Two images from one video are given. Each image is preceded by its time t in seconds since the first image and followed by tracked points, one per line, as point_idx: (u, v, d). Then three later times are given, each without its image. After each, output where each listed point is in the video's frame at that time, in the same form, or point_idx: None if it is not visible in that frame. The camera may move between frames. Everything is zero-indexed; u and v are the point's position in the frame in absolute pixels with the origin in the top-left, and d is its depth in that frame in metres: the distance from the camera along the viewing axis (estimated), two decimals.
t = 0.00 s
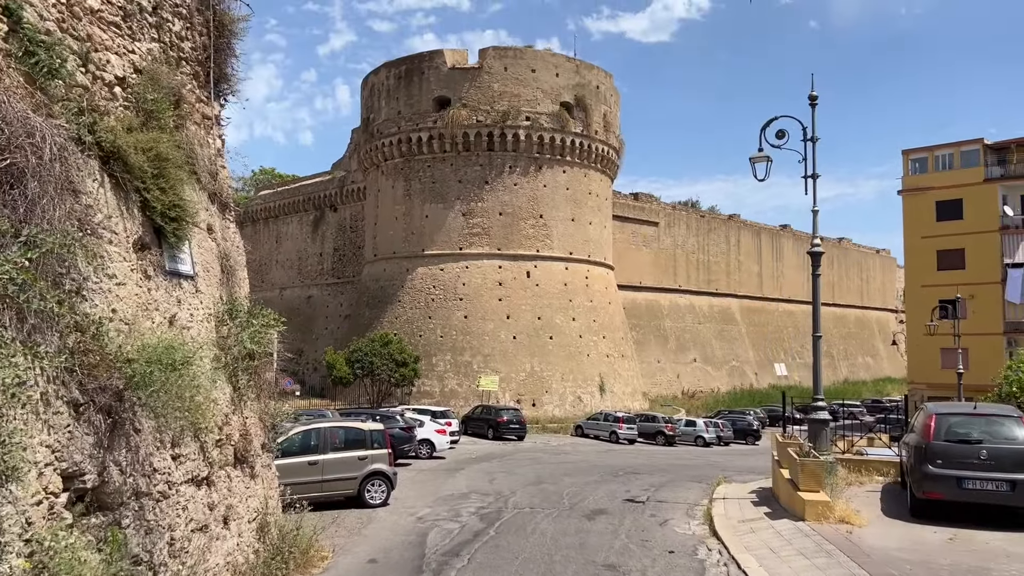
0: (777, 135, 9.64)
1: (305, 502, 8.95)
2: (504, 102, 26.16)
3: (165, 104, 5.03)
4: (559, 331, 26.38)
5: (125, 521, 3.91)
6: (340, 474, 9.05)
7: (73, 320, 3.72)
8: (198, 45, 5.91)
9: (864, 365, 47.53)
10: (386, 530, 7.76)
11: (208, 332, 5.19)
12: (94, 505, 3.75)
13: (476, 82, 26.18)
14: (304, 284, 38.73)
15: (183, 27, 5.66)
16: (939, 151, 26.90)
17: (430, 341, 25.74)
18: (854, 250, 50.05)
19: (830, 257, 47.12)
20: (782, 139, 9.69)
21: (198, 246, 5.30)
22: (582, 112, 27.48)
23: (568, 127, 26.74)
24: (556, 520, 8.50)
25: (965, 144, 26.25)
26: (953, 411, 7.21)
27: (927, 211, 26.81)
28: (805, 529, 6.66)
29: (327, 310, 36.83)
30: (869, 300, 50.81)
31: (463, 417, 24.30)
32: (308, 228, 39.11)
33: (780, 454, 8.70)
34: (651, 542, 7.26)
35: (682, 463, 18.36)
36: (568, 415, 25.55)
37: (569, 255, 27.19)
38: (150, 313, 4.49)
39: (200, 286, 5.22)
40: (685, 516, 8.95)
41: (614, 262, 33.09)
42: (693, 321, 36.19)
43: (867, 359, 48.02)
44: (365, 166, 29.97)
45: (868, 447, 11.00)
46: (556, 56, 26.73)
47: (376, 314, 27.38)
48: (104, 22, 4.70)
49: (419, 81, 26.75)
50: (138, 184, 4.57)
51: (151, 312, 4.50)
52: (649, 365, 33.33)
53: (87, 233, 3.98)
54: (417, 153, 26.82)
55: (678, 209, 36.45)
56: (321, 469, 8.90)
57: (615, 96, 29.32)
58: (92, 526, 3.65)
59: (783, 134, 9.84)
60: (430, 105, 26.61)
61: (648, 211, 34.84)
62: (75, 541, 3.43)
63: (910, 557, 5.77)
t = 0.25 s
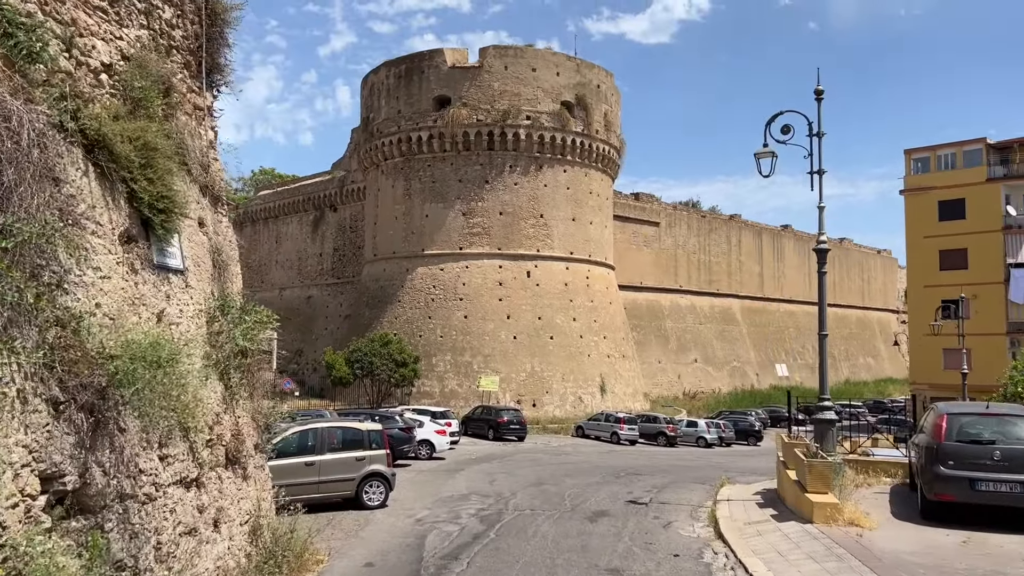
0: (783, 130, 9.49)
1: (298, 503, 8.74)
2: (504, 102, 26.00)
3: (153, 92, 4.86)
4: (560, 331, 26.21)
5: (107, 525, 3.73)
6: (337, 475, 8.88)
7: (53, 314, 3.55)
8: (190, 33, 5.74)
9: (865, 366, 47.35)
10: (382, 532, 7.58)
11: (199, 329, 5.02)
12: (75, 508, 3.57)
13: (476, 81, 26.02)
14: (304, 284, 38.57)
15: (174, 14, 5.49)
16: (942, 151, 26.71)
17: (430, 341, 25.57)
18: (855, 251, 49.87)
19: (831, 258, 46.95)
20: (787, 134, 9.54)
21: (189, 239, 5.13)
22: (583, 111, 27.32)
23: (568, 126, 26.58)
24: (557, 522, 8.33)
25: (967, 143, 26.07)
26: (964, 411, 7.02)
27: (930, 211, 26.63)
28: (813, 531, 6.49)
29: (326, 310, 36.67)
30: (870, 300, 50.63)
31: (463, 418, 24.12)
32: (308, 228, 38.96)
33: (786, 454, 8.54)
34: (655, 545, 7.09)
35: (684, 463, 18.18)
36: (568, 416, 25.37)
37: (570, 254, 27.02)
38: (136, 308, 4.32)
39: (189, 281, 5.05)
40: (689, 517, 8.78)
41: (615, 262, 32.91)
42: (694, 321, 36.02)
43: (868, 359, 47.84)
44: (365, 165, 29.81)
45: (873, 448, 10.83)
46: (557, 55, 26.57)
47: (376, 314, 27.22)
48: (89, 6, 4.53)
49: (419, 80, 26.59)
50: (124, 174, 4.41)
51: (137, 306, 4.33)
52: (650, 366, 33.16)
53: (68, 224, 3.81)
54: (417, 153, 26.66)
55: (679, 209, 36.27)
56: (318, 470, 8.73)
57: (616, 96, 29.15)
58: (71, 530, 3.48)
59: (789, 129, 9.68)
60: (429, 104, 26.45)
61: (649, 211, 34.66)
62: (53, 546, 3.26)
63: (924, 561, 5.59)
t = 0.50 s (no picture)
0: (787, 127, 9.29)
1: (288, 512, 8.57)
2: (503, 102, 25.81)
3: (134, 85, 4.66)
4: (559, 332, 26.00)
5: (79, 540, 3.52)
6: (331, 481, 8.67)
7: (20, 317, 3.35)
8: (176, 25, 5.53)
9: (866, 368, 47.15)
10: (377, 541, 7.36)
11: (182, 332, 4.81)
12: (43, 523, 3.37)
13: (475, 81, 25.83)
14: (303, 285, 38.36)
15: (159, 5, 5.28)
16: (944, 152, 26.49)
17: (428, 343, 25.35)
18: (856, 252, 49.67)
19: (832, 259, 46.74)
20: (792, 132, 9.34)
21: (172, 238, 4.93)
22: (583, 112, 27.14)
23: (568, 127, 26.38)
24: (557, 530, 8.12)
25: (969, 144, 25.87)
26: (976, 415, 6.80)
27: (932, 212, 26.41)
28: (821, 540, 6.27)
29: (325, 312, 36.46)
30: (871, 302, 50.43)
31: (462, 420, 23.91)
32: (306, 229, 38.77)
33: (791, 460, 8.32)
34: (658, 554, 6.88)
35: (685, 467, 17.96)
36: (568, 418, 25.15)
37: (570, 256, 26.82)
38: (113, 310, 4.11)
39: (172, 282, 4.83)
40: (691, 525, 8.57)
41: (615, 263, 32.72)
42: (695, 323, 35.81)
43: (869, 361, 47.63)
44: (363, 166, 29.61)
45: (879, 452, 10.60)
46: (556, 55, 26.39)
47: (375, 316, 27.00)
48: None
49: (418, 80, 26.40)
50: (101, 169, 4.20)
51: (114, 307, 4.12)
52: (650, 368, 32.94)
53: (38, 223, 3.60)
54: (416, 153, 26.47)
55: (679, 210, 36.07)
56: (311, 476, 8.53)
57: (616, 96, 28.95)
58: (38, 546, 3.27)
59: (793, 127, 9.48)
60: (428, 105, 26.27)
61: (649, 212, 34.45)
62: (17, 565, 3.05)
63: (938, 572, 5.37)
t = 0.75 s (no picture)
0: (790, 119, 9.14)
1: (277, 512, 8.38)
2: (502, 101, 25.67)
3: (115, 67, 4.49)
4: (559, 332, 25.83)
5: (49, 541, 3.36)
6: (324, 480, 8.49)
7: None
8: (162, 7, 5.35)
9: (866, 368, 47.00)
10: (371, 541, 7.20)
11: (166, 325, 4.64)
12: (9, 522, 3.20)
13: (474, 80, 25.69)
14: (301, 285, 38.20)
15: None
16: (944, 151, 26.34)
17: (427, 343, 25.18)
18: (856, 252, 49.50)
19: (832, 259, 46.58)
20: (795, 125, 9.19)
21: (156, 227, 4.76)
22: (582, 111, 27.00)
23: (567, 126, 26.21)
24: (556, 530, 7.95)
25: (970, 142, 25.75)
26: (984, 413, 6.63)
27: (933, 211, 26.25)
28: (827, 541, 6.09)
29: (323, 312, 36.29)
30: (871, 302, 50.28)
31: (461, 420, 23.73)
32: (305, 229, 38.61)
33: (795, 459, 8.13)
34: (658, 555, 6.71)
35: (685, 467, 17.78)
36: (567, 418, 24.96)
37: (569, 255, 26.65)
38: (89, 298, 3.93)
39: (155, 271, 4.66)
40: (693, 524, 8.39)
41: (615, 263, 32.56)
42: (694, 323, 35.65)
43: (869, 362, 47.47)
44: (362, 165, 29.45)
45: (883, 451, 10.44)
46: (556, 54, 26.26)
47: (373, 315, 26.82)
48: None
49: (417, 79, 26.23)
50: (78, 153, 4.04)
51: (89, 296, 3.94)
52: (650, 368, 32.77)
53: (6, 207, 3.43)
54: (414, 152, 26.32)
55: (679, 210, 35.91)
56: (305, 475, 8.35)
57: (615, 95, 28.79)
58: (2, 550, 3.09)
59: (796, 120, 9.33)
60: (427, 103, 26.13)
61: (648, 212, 34.28)
62: None
63: (948, 573, 5.20)
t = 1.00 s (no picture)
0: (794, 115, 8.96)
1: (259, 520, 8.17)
2: (500, 100, 25.48)
3: (91, 53, 4.29)
4: (557, 333, 25.62)
5: (12, 554, 3.14)
6: (317, 484, 8.29)
7: None
8: None
9: (866, 369, 46.84)
10: (363, 548, 7.00)
11: (144, 324, 4.43)
12: None
13: (472, 79, 25.49)
14: (298, 286, 37.98)
15: None
16: (944, 151, 26.10)
17: (425, 344, 24.95)
18: (856, 253, 49.33)
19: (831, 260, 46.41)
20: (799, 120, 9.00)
21: (135, 222, 4.55)
22: (581, 110, 26.81)
23: (566, 125, 26.01)
24: (554, 536, 7.73)
25: (971, 143, 25.49)
26: (996, 415, 6.43)
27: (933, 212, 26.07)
28: (835, 548, 5.89)
29: (320, 313, 36.07)
30: (871, 303, 50.11)
31: (458, 422, 23.52)
32: (302, 229, 38.38)
33: (799, 462, 7.94)
34: (660, 562, 6.51)
35: (685, 469, 17.58)
36: (566, 420, 24.75)
37: (567, 255, 26.45)
38: (58, 295, 3.72)
39: (133, 267, 4.45)
40: (695, 529, 8.19)
41: (614, 264, 32.35)
42: (694, 324, 35.45)
43: (869, 363, 47.31)
44: (359, 165, 29.22)
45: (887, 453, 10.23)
46: (554, 53, 26.07)
47: (370, 316, 26.60)
48: None
49: (414, 78, 26.04)
50: (50, 143, 3.84)
51: (59, 293, 3.73)
52: (649, 369, 32.56)
53: None
54: (412, 152, 26.12)
55: (678, 210, 35.71)
56: (296, 479, 8.16)
57: (614, 95, 28.61)
58: None
59: (799, 115, 9.13)
60: (425, 103, 25.93)
61: (647, 212, 34.08)
62: None
63: None
